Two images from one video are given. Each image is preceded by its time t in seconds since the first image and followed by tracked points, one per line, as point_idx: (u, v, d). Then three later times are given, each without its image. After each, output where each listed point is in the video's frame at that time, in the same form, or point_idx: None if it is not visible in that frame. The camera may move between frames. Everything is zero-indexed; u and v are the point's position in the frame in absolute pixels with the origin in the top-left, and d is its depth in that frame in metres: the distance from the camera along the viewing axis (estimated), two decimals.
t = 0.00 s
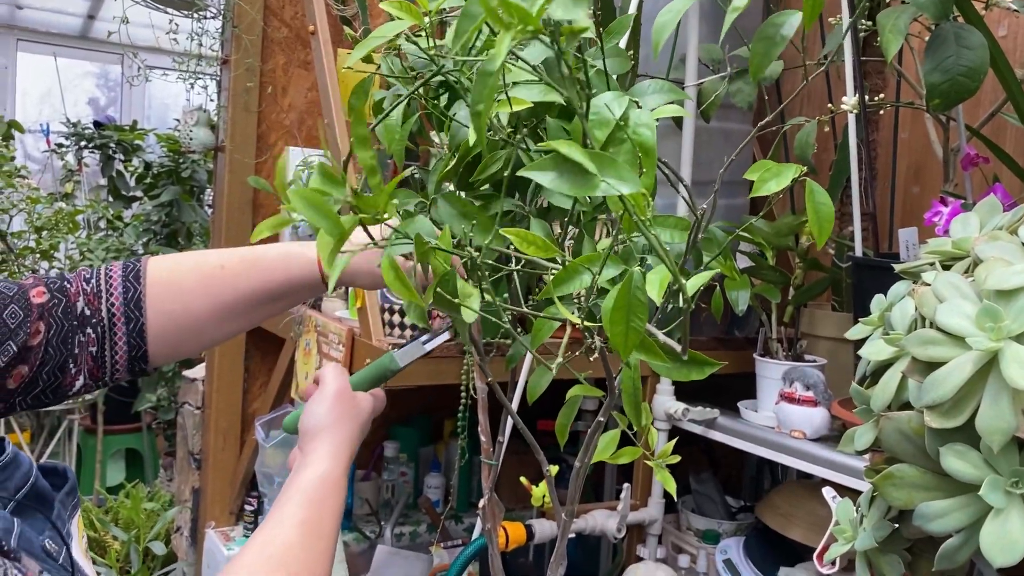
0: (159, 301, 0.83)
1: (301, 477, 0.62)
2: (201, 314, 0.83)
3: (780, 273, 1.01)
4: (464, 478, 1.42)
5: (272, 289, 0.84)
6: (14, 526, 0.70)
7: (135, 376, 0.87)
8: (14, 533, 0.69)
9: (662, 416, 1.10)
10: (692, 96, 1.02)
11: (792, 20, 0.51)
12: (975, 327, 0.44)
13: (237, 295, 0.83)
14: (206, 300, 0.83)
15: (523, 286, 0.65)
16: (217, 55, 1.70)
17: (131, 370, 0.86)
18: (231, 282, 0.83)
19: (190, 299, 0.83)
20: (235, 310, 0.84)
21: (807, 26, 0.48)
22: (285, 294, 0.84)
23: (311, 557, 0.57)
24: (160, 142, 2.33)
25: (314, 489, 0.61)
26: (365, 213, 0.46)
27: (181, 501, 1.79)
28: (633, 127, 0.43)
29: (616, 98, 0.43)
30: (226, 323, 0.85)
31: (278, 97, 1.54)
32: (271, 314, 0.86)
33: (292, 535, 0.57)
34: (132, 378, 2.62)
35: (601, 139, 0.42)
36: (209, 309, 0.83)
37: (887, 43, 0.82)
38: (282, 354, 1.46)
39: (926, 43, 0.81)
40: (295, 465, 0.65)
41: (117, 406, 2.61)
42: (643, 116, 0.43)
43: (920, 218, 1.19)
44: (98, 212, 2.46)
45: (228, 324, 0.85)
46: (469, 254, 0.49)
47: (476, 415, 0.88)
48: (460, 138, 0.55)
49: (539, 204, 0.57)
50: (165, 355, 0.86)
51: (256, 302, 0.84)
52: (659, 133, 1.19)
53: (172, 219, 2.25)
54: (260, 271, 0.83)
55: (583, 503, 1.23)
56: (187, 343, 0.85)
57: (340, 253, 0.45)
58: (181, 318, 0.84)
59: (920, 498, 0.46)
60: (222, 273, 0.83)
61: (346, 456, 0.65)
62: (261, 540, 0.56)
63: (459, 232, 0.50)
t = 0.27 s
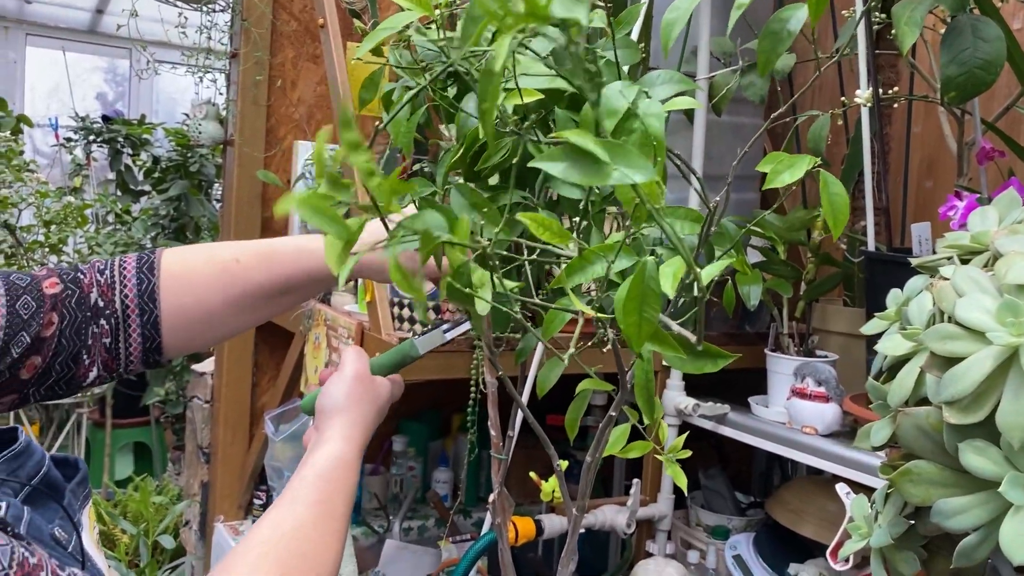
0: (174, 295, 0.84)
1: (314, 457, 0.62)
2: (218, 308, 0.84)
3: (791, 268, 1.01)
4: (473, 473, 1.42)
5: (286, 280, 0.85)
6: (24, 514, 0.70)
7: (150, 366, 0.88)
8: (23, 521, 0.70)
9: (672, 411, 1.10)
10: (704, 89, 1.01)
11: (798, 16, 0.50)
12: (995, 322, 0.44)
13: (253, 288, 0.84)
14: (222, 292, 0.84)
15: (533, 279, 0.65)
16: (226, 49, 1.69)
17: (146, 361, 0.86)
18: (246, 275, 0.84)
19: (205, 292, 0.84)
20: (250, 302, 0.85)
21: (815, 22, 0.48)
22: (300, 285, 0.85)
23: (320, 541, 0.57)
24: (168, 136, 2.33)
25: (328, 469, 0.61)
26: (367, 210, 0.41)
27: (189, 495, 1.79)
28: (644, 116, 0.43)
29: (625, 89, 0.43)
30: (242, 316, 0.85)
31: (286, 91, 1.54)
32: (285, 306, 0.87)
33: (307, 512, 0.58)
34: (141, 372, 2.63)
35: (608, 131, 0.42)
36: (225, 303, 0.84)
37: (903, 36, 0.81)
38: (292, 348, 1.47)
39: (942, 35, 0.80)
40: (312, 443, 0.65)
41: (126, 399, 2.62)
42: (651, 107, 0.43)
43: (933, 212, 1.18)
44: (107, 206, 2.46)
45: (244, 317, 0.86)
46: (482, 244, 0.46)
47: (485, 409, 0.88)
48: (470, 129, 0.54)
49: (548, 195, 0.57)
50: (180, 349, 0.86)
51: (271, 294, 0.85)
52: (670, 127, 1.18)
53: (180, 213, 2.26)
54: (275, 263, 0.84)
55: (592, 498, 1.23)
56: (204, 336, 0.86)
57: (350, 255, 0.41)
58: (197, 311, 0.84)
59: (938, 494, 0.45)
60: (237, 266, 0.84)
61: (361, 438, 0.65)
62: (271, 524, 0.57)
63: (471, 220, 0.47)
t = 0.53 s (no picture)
0: (193, 298, 0.83)
1: (322, 447, 0.61)
2: (238, 312, 0.83)
3: (803, 263, 1.00)
4: (481, 468, 1.41)
5: (308, 286, 0.83)
6: (36, 505, 0.70)
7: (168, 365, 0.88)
8: (35, 512, 0.70)
9: (683, 408, 1.09)
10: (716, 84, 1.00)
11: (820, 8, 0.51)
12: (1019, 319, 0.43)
13: (273, 293, 0.82)
14: (241, 296, 0.82)
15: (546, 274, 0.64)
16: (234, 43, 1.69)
17: (164, 361, 0.86)
18: (266, 281, 0.82)
19: (224, 296, 0.83)
20: (271, 307, 0.83)
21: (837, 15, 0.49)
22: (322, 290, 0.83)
23: (326, 531, 0.57)
24: (176, 131, 2.33)
25: (333, 458, 0.60)
26: (373, 214, 0.41)
27: (198, 489, 1.80)
28: (660, 109, 0.42)
29: (642, 81, 0.43)
30: (262, 319, 0.84)
31: (295, 85, 1.54)
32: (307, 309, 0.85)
33: (314, 503, 0.58)
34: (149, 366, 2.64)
35: (622, 123, 0.42)
36: (246, 306, 0.83)
37: (919, 29, 0.80)
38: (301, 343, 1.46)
39: (960, 28, 0.79)
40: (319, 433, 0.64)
41: (134, 394, 2.63)
42: (670, 99, 0.42)
43: (947, 207, 1.17)
44: (114, 200, 2.46)
45: (264, 320, 0.85)
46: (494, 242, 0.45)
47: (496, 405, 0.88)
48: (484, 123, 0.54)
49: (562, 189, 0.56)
50: (201, 349, 0.86)
51: (293, 299, 0.83)
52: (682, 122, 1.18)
53: (187, 208, 2.26)
54: (296, 269, 0.82)
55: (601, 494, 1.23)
56: (224, 338, 0.85)
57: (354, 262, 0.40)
58: (216, 315, 0.83)
59: (958, 493, 0.45)
60: (257, 271, 0.82)
61: (370, 427, 0.64)
62: (278, 515, 0.57)
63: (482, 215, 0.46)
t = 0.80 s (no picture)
0: (205, 291, 0.83)
1: (325, 447, 0.61)
2: (250, 303, 0.83)
3: (811, 259, 0.99)
4: (487, 464, 1.41)
5: (318, 275, 0.83)
6: (37, 500, 0.70)
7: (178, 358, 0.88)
8: (36, 507, 0.70)
9: (690, 404, 1.09)
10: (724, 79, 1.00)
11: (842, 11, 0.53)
12: None
13: (283, 283, 0.82)
14: (251, 287, 0.82)
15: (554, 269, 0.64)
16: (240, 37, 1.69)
17: (175, 354, 0.86)
18: (274, 270, 0.82)
19: (234, 288, 0.83)
20: (281, 296, 0.83)
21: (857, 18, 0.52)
22: (332, 279, 0.83)
23: (328, 529, 0.57)
24: (181, 125, 2.33)
25: (338, 457, 0.60)
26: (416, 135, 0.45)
27: (204, 484, 1.80)
28: (670, 101, 0.41)
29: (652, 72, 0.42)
30: (273, 310, 0.85)
31: (301, 79, 1.53)
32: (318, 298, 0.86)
33: (319, 505, 0.57)
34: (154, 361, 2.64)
35: (633, 112, 0.41)
36: (257, 297, 0.83)
37: (930, 22, 0.80)
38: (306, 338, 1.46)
39: (971, 22, 0.78)
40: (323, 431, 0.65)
41: (140, 389, 2.63)
42: (682, 90, 0.41)
43: (957, 202, 1.16)
44: (120, 195, 2.46)
45: (276, 311, 0.85)
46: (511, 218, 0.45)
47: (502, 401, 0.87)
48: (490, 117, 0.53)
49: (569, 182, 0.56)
50: (214, 341, 0.86)
51: (303, 288, 0.84)
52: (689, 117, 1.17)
53: (193, 203, 2.25)
54: (305, 259, 0.82)
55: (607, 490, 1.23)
56: (236, 330, 0.85)
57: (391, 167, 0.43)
58: (228, 307, 0.84)
59: (971, 491, 0.44)
60: (265, 261, 0.82)
61: (374, 428, 0.64)
62: (281, 514, 0.56)
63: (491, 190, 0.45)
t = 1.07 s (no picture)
0: (202, 273, 0.83)
1: (325, 478, 0.60)
2: (248, 284, 0.82)
3: (814, 253, 0.99)
4: (488, 459, 1.41)
5: (315, 254, 0.82)
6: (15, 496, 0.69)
7: (180, 344, 0.88)
8: (17, 505, 0.69)
9: (692, 399, 1.08)
10: (727, 72, 0.99)
11: None
12: None
13: (281, 263, 0.82)
14: (249, 267, 0.82)
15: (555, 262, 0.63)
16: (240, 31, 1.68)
17: (177, 340, 0.86)
18: (272, 250, 0.82)
19: (231, 269, 0.82)
20: (280, 277, 0.83)
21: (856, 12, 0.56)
22: (331, 258, 0.82)
23: (323, 556, 0.56)
24: (182, 120, 2.33)
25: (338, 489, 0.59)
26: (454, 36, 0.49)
27: (205, 479, 1.80)
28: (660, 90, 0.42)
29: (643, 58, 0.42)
30: (272, 291, 0.84)
31: (301, 73, 1.53)
32: (318, 279, 0.85)
33: (308, 536, 0.56)
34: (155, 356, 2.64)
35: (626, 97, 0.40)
36: (256, 278, 0.82)
37: (935, 14, 0.79)
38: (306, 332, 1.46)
39: (976, 14, 0.77)
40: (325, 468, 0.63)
41: (142, 383, 2.64)
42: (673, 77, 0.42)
43: (962, 197, 1.15)
44: (121, 190, 2.46)
45: (275, 292, 0.84)
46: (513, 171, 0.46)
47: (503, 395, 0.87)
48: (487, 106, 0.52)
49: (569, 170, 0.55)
50: (214, 325, 0.86)
51: (303, 268, 0.83)
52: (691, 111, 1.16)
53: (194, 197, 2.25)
54: (302, 238, 0.81)
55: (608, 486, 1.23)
56: (236, 313, 0.85)
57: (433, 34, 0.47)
58: (226, 288, 0.83)
59: (975, 487, 0.44)
60: (263, 241, 0.82)
61: (374, 460, 0.62)
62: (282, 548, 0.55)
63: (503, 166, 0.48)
